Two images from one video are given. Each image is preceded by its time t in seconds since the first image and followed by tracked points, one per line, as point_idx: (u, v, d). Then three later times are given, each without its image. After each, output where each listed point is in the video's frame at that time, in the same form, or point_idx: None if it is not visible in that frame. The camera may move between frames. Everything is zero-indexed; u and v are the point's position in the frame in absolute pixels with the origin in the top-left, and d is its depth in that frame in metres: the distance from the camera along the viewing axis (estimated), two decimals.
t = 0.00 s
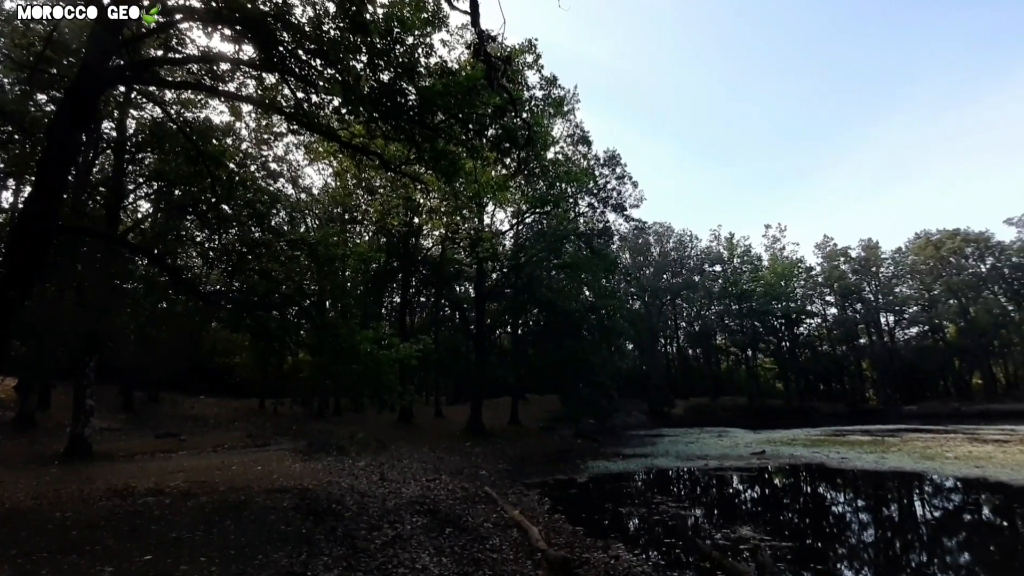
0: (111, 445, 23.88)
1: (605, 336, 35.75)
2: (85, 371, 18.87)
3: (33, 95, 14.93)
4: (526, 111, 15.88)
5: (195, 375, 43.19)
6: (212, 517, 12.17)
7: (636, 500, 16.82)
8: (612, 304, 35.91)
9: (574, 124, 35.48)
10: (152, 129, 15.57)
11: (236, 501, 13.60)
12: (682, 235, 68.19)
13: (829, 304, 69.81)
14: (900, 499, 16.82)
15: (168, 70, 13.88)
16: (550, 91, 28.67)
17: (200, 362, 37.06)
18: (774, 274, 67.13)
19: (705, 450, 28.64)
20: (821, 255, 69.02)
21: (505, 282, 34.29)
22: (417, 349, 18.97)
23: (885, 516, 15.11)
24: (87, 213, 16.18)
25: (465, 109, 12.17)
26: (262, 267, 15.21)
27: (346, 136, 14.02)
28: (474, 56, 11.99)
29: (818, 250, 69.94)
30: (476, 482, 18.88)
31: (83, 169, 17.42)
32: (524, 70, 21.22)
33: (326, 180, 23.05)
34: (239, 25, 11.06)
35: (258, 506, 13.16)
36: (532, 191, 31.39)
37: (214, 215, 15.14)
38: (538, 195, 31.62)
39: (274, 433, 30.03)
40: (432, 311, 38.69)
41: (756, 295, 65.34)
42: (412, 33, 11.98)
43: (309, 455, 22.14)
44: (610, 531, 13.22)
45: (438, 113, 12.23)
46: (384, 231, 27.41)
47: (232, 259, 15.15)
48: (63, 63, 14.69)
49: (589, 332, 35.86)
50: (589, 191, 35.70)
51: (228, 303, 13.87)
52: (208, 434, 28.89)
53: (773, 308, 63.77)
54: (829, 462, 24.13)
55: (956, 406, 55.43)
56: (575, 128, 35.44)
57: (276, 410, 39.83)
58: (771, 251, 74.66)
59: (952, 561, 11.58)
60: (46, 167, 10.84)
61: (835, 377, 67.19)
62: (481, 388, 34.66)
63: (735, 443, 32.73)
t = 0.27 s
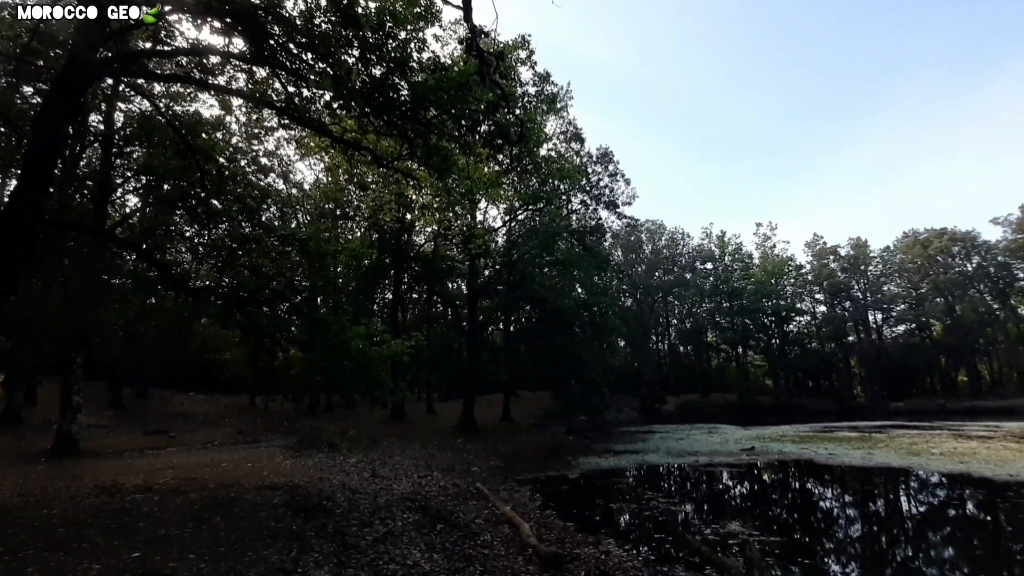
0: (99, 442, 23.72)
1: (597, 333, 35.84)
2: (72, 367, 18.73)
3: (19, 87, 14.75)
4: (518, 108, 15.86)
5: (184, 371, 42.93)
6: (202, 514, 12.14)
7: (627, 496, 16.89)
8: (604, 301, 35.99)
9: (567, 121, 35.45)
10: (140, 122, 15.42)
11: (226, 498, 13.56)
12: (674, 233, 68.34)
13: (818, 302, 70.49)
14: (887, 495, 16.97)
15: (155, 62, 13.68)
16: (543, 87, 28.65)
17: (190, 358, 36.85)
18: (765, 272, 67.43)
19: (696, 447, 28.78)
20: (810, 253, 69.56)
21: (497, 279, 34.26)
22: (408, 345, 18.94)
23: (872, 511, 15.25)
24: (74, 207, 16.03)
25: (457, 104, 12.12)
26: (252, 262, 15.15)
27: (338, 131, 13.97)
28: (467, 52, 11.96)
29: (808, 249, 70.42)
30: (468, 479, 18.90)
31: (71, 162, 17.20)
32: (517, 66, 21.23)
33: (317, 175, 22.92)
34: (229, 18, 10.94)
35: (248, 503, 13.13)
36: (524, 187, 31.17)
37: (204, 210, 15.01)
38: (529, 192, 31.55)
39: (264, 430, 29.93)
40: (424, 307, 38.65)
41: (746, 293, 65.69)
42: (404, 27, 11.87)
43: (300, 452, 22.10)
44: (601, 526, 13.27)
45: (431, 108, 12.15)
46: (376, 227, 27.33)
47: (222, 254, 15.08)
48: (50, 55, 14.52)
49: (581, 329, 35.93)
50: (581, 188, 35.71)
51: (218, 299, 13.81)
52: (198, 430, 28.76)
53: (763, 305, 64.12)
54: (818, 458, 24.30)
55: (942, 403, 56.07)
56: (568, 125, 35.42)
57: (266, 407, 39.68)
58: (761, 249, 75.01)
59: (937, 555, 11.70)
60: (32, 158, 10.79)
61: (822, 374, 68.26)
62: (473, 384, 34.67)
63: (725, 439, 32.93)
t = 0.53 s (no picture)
0: (87, 439, 23.57)
1: (589, 330, 35.94)
2: (60, 364, 18.59)
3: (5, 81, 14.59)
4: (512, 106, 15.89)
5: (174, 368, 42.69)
6: (192, 511, 12.12)
7: (618, 492, 16.95)
8: (596, 298, 36.08)
9: (560, 118, 35.43)
10: (129, 117, 15.27)
11: (217, 495, 13.54)
12: (666, 231, 68.49)
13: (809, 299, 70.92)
14: (875, 490, 17.14)
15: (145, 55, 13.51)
16: (536, 84, 28.62)
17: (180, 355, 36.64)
18: (756, 270, 68.03)
19: (687, 443, 28.92)
20: (801, 251, 70.05)
21: (490, 276, 34.25)
22: (400, 343, 18.94)
23: (860, 506, 15.41)
24: (62, 202, 15.90)
25: (451, 100, 12.09)
26: (243, 258, 15.09)
27: (330, 127, 13.93)
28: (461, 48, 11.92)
29: (799, 247, 70.84)
30: (460, 475, 18.93)
31: (58, 157, 17.02)
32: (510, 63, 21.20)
33: (309, 171, 22.81)
34: (219, 12, 10.85)
35: (239, 501, 13.11)
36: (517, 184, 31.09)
37: (194, 206, 14.91)
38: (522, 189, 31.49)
39: (255, 427, 29.87)
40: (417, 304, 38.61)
41: (738, 291, 66.04)
42: (396, 22, 11.73)
43: (292, 449, 22.07)
44: (593, 522, 13.33)
45: (424, 104, 12.11)
46: (368, 223, 27.25)
47: (213, 250, 15.01)
48: (36, 48, 14.36)
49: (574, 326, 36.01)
50: (574, 185, 35.72)
51: (209, 295, 13.76)
52: (188, 428, 28.64)
53: (755, 303, 64.54)
54: (807, 453, 24.47)
55: (929, 399, 56.63)
56: (561, 122, 35.41)
57: (257, 404, 39.54)
58: (753, 247, 75.34)
59: (923, 549, 11.83)
60: (19, 154, 10.69)
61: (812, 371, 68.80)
62: (465, 381, 34.69)
63: (716, 435, 33.11)
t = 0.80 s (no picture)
0: (74, 436, 23.41)
1: (581, 327, 36.05)
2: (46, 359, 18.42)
3: None
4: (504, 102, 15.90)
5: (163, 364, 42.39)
6: (181, 508, 12.07)
7: (608, 487, 17.03)
8: (588, 295, 36.18)
9: (552, 114, 35.45)
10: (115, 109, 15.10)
11: (205, 492, 13.49)
12: (658, 228, 68.68)
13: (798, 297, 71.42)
14: (861, 484, 17.31)
15: (132, 46, 13.35)
16: (529, 80, 28.63)
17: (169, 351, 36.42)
18: (746, 266, 69.17)
19: (677, 439, 29.08)
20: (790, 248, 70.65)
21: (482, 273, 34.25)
22: (392, 339, 18.94)
23: (846, 501, 15.56)
24: (48, 196, 15.71)
25: (442, 94, 12.10)
26: (232, 253, 14.99)
27: (321, 121, 13.91)
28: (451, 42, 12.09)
29: (789, 244, 71.36)
30: (451, 471, 18.95)
31: (43, 150, 16.81)
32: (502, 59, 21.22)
33: (300, 166, 22.71)
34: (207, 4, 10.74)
35: (228, 497, 13.07)
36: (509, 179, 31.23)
37: (183, 200, 14.80)
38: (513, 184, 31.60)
39: (245, 424, 29.76)
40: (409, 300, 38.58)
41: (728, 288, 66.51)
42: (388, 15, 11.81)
43: (282, 446, 22.01)
44: (583, 517, 13.40)
45: (415, 98, 12.09)
46: (359, 219, 27.18)
47: (201, 245, 14.90)
48: (21, 39, 14.17)
49: (566, 322, 36.10)
50: (566, 182, 35.76)
51: (198, 291, 13.69)
52: (177, 424, 28.50)
53: (745, 300, 65.13)
54: (795, 449, 24.67)
55: (915, 395, 57.23)
56: (553, 118, 35.42)
57: (247, 400, 39.37)
58: (743, 244, 75.76)
59: (907, 543, 11.97)
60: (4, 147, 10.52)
61: (800, 367, 69.40)
62: (457, 378, 34.71)
63: (706, 431, 33.32)
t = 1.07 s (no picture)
0: (61, 434, 23.24)
1: (572, 323, 36.13)
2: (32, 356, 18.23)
3: None
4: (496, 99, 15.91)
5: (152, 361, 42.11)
6: (170, 506, 12.01)
7: (599, 483, 17.07)
8: (579, 292, 36.30)
9: (545, 111, 35.42)
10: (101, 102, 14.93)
11: (194, 490, 13.43)
12: (649, 225, 68.85)
13: (787, 294, 71.93)
14: (848, 479, 17.47)
15: (119, 39, 13.21)
16: (521, 76, 28.63)
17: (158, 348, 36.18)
18: (737, 264, 69.90)
19: (668, 435, 29.19)
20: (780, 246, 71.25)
21: (474, 270, 34.21)
22: (383, 335, 18.91)
23: (833, 495, 15.70)
24: (33, 190, 15.51)
25: (433, 90, 12.11)
26: (221, 249, 14.87)
27: (312, 116, 13.87)
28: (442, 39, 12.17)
29: (779, 242, 71.87)
30: (443, 468, 18.97)
31: (28, 144, 16.59)
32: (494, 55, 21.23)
33: (291, 162, 22.57)
34: None
35: (217, 495, 13.02)
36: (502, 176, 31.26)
37: (171, 195, 14.68)
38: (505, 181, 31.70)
39: (235, 421, 29.65)
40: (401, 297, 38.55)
41: (719, 285, 66.99)
42: (379, 10, 11.82)
43: (272, 443, 21.94)
44: (574, 513, 13.45)
45: (406, 92, 12.08)
46: (351, 216, 27.10)
47: (190, 241, 14.77)
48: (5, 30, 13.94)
49: (557, 319, 36.19)
50: (559, 178, 35.76)
51: (186, 287, 13.60)
52: (165, 422, 28.36)
53: (735, 297, 65.60)
54: (784, 444, 24.83)
55: (902, 391, 57.84)
56: (546, 115, 35.41)
57: (237, 397, 39.21)
58: (734, 242, 76.19)
59: (894, 536, 12.08)
60: None
61: (789, 364, 69.95)
62: (449, 374, 34.72)
63: (696, 427, 33.50)
